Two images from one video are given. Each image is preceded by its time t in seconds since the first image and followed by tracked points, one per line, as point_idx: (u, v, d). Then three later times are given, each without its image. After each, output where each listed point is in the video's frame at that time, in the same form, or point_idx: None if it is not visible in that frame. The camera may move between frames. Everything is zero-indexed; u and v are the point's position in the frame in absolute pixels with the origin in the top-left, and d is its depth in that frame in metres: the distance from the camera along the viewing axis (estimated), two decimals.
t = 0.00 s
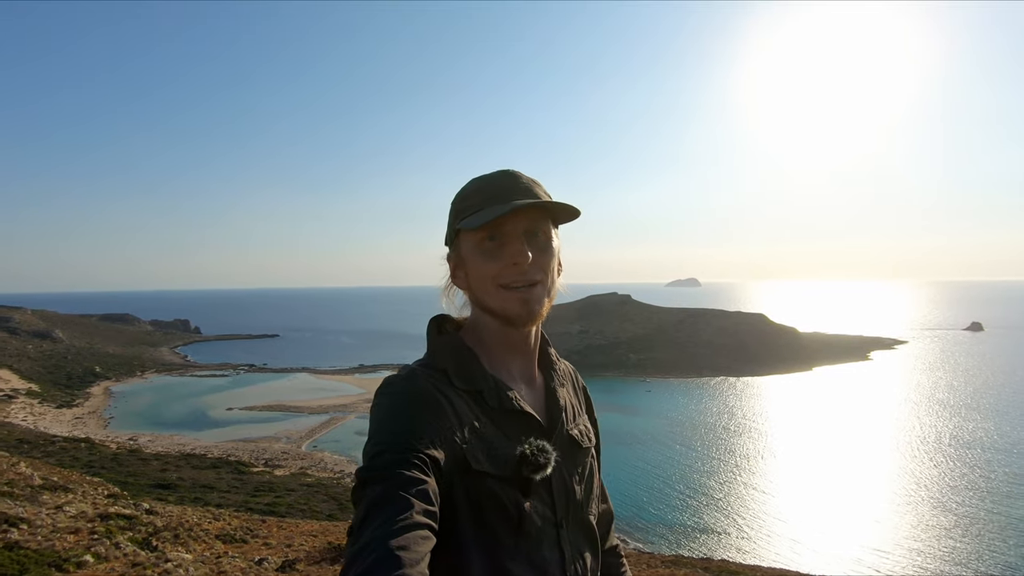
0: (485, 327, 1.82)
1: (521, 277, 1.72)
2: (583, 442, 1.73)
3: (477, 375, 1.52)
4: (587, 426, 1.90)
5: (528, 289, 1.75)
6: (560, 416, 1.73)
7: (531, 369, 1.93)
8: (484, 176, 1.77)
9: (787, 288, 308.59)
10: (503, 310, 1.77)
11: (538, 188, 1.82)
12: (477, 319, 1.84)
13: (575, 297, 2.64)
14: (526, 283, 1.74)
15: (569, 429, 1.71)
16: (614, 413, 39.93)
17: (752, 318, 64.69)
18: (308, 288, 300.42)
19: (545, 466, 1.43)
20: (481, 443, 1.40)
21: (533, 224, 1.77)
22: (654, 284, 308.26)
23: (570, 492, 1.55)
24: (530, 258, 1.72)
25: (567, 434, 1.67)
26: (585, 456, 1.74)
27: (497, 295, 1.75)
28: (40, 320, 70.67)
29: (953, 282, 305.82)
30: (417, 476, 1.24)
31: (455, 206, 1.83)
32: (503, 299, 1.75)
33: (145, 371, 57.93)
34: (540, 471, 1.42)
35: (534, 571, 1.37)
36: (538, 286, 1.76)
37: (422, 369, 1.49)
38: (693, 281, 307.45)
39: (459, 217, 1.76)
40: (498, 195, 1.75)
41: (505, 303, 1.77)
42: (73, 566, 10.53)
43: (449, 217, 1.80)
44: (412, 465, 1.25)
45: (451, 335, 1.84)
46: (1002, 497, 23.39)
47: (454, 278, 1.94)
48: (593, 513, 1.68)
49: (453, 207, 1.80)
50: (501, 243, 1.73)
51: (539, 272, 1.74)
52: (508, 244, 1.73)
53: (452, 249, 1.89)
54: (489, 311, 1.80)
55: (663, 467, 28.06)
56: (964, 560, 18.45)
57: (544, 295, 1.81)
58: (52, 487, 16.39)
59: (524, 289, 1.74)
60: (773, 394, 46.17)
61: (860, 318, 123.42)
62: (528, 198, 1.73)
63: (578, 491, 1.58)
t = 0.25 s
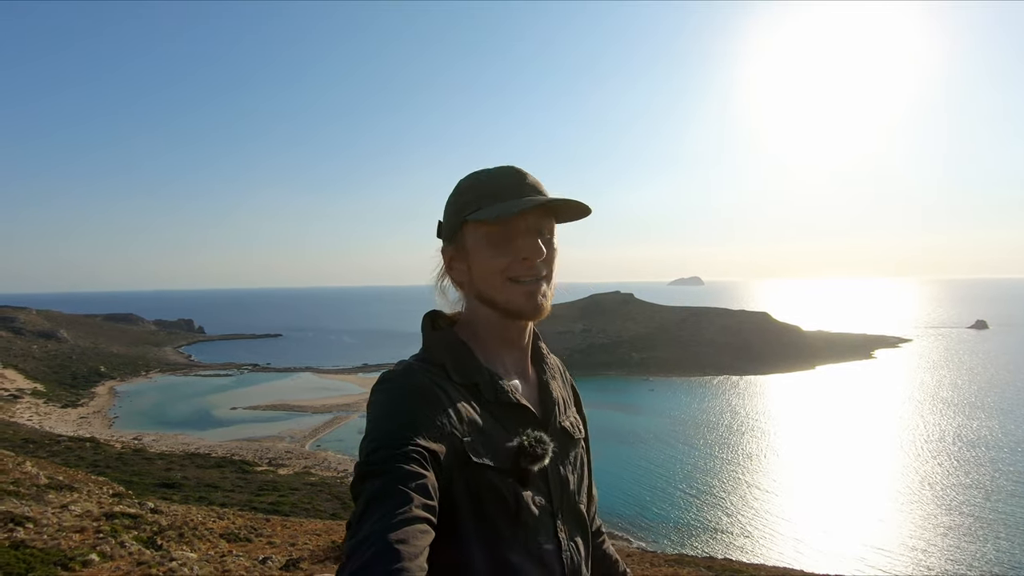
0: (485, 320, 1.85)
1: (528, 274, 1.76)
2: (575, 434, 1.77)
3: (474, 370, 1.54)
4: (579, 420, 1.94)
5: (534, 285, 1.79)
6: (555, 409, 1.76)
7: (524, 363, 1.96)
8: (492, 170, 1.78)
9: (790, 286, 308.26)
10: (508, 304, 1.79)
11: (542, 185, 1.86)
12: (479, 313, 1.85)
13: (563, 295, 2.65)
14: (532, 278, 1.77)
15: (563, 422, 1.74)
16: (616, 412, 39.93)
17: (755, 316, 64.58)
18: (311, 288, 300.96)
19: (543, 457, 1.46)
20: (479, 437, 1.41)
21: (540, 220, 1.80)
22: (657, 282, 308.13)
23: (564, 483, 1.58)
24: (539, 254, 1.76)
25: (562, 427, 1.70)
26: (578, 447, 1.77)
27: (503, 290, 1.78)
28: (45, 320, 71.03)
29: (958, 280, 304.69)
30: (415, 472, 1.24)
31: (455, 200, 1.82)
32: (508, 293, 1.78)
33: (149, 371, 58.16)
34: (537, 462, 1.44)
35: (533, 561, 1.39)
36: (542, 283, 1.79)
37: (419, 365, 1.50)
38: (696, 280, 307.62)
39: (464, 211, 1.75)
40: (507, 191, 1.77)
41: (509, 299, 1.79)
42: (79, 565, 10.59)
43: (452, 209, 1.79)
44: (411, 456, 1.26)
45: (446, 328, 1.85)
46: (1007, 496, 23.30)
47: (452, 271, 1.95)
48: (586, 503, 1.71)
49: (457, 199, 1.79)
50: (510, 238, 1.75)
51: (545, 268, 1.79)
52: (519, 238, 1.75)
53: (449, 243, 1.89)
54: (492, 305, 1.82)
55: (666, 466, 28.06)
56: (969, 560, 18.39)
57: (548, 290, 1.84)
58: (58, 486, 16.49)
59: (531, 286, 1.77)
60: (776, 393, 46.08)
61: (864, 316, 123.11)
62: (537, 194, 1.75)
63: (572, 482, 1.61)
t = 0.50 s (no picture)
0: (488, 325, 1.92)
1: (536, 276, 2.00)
2: (539, 414, 1.91)
3: (455, 365, 1.57)
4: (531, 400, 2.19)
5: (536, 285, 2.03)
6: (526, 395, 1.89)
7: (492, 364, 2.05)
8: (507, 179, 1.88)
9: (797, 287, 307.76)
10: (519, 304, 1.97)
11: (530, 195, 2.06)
12: (481, 319, 1.90)
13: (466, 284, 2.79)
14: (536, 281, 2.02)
15: (531, 405, 1.89)
16: (621, 411, 39.89)
17: (762, 316, 64.31)
18: (318, 286, 302.31)
19: (520, 444, 1.56)
20: (465, 432, 1.44)
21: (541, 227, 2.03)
22: (663, 281, 308.68)
23: (533, 464, 1.70)
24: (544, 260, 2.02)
25: (526, 411, 1.82)
26: (540, 425, 1.95)
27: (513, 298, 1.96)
28: (55, 317, 71.69)
29: (967, 281, 302.48)
30: (407, 478, 1.24)
31: (455, 204, 1.81)
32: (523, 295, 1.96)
33: (157, 368, 58.61)
34: (514, 450, 1.55)
35: (515, 543, 1.45)
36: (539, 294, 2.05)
37: (401, 366, 1.47)
38: (703, 280, 307.34)
39: (494, 223, 1.79)
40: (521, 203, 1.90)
41: (514, 305, 2.00)
42: (86, 559, 10.69)
43: (473, 217, 1.78)
44: (398, 462, 1.25)
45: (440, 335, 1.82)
46: (1013, 497, 23.15)
47: (436, 274, 1.90)
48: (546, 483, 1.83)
49: (468, 203, 1.80)
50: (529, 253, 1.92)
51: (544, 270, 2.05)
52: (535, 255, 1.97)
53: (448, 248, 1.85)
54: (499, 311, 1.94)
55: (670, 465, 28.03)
56: (975, 562, 18.27)
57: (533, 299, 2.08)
58: (66, 481, 16.65)
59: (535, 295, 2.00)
60: (782, 393, 45.91)
61: (873, 316, 122.41)
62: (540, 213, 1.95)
63: (538, 463, 1.74)
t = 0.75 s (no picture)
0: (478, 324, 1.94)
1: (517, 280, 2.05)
2: (512, 408, 1.97)
3: (439, 366, 1.56)
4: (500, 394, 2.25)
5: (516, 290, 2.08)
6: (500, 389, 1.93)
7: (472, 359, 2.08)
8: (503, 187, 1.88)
9: (811, 289, 304.46)
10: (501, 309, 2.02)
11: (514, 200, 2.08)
12: (468, 318, 1.92)
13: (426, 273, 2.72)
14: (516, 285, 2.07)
15: (505, 399, 1.93)
16: (630, 411, 39.74)
17: (775, 318, 63.67)
18: (331, 281, 304.56)
19: (501, 440, 1.58)
20: (450, 434, 1.43)
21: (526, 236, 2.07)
22: (675, 282, 307.08)
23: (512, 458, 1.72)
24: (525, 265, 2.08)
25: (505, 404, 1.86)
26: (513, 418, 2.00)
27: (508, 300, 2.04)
28: (73, 309, 72.90)
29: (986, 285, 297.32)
30: (393, 484, 1.22)
31: (453, 202, 1.78)
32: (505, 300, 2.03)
33: (172, 360, 59.38)
34: (496, 447, 1.56)
35: (498, 540, 1.47)
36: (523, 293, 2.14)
37: (386, 367, 1.45)
38: (715, 280, 307.44)
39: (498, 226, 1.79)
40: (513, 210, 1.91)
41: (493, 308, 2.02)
42: (100, 547, 10.86)
43: (476, 220, 1.77)
44: (384, 467, 1.23)
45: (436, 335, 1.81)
46: None
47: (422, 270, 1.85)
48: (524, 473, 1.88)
49: (462, 204, 1.77)
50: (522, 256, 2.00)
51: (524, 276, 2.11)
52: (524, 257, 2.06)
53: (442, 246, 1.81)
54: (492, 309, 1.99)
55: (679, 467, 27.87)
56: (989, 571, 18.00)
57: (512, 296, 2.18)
58: (82, 470, 16.94)
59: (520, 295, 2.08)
60: (794, 396, 45.48)
61: (889, 320, 120.92)
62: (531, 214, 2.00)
63: (515, 456, 1.78)
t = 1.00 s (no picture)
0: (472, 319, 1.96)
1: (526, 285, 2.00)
2: (522, 415, 1.95)
3: (447, 368, 1.57)
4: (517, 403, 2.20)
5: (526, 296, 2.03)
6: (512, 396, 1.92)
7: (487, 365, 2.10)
8: (507, 187, 1.90)
9: (826, 290, 300.95)
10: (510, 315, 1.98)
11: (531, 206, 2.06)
12: (468, 320, 1.95)
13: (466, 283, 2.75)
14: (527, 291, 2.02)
15: (516, 406, 1.92)
16: (641, 412, 39.57)
17: (790, 320, 63.01)
18: (344, 278, 306.10)
19: (510, 446, 1.57)
20: (456, 435, 1.43)
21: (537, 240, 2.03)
22: (688, 282, 305.45)
23: (521, 465, 1.71)
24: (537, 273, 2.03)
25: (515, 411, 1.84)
26: (524, 427, 1.98)
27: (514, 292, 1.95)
28: (93, 301, 74.22)
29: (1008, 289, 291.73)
30: (397, 482, 1.22)
31: (444, 205, 1.84)
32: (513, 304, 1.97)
33: (187, 353, 60.23)
34: (505, 452, 1.55)
35: (503, 545, 1.46)
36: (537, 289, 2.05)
37: (395, 366, 1.46)
38: (728, 280, 307.36)
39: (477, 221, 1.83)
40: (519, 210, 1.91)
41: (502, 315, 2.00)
42: (117, 536, 11.06)
43: (454, 214, 1.81)
44: (388, 467, 1.23)
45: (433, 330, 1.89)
46: None
47: (430, 272, 1.95)
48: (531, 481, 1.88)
49: (463, 204, 1.83)
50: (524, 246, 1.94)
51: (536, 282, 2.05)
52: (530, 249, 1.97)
53: (437, 247, 1.90)
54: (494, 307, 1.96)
55: (690, 469, 27.71)
56: None
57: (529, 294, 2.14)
58: (100, 459, 17.25)
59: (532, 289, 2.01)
60: (808, 399, 44.97)
61: (906, 323, 119.34)
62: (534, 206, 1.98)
63: (525, 462, 1.76)
